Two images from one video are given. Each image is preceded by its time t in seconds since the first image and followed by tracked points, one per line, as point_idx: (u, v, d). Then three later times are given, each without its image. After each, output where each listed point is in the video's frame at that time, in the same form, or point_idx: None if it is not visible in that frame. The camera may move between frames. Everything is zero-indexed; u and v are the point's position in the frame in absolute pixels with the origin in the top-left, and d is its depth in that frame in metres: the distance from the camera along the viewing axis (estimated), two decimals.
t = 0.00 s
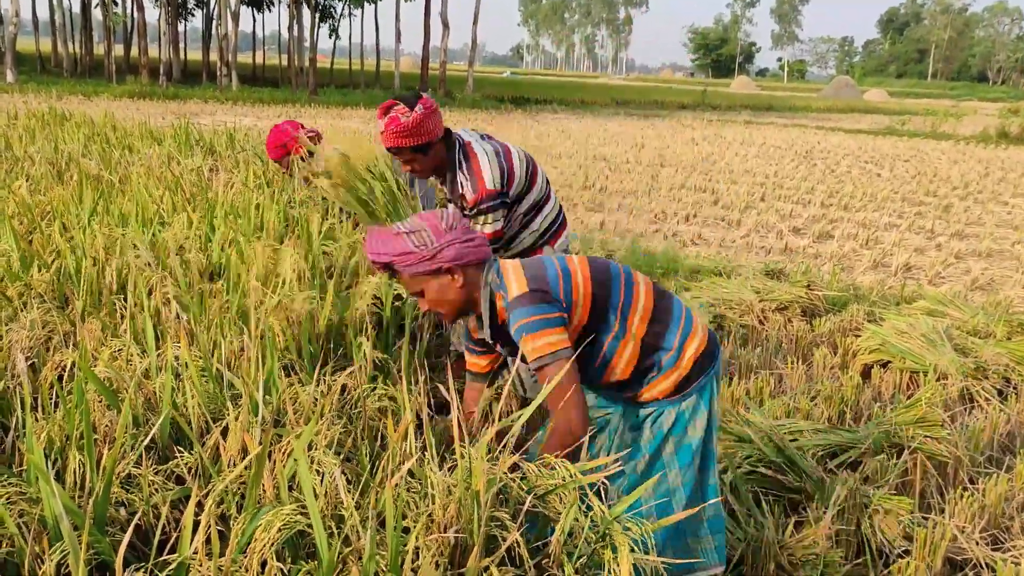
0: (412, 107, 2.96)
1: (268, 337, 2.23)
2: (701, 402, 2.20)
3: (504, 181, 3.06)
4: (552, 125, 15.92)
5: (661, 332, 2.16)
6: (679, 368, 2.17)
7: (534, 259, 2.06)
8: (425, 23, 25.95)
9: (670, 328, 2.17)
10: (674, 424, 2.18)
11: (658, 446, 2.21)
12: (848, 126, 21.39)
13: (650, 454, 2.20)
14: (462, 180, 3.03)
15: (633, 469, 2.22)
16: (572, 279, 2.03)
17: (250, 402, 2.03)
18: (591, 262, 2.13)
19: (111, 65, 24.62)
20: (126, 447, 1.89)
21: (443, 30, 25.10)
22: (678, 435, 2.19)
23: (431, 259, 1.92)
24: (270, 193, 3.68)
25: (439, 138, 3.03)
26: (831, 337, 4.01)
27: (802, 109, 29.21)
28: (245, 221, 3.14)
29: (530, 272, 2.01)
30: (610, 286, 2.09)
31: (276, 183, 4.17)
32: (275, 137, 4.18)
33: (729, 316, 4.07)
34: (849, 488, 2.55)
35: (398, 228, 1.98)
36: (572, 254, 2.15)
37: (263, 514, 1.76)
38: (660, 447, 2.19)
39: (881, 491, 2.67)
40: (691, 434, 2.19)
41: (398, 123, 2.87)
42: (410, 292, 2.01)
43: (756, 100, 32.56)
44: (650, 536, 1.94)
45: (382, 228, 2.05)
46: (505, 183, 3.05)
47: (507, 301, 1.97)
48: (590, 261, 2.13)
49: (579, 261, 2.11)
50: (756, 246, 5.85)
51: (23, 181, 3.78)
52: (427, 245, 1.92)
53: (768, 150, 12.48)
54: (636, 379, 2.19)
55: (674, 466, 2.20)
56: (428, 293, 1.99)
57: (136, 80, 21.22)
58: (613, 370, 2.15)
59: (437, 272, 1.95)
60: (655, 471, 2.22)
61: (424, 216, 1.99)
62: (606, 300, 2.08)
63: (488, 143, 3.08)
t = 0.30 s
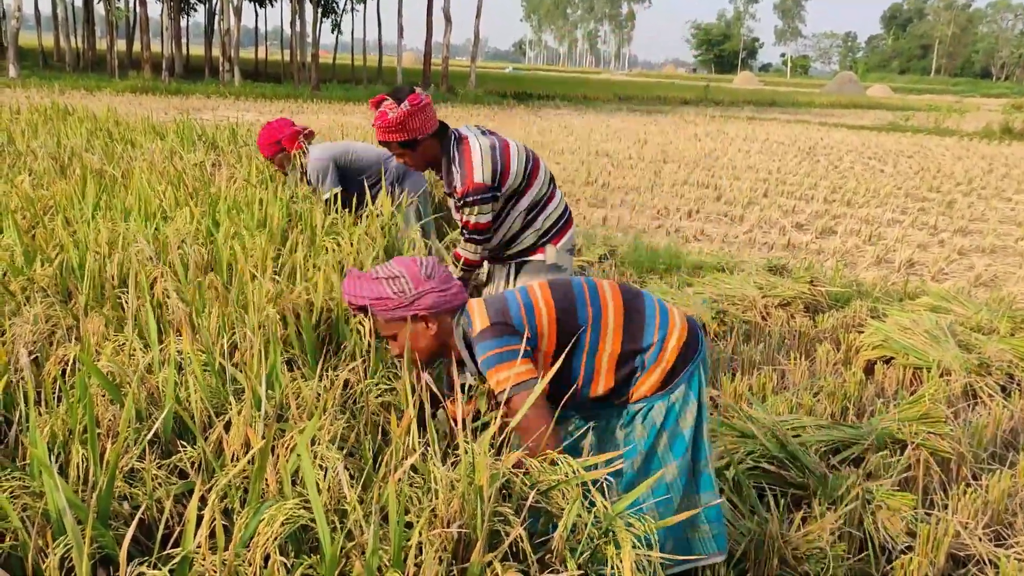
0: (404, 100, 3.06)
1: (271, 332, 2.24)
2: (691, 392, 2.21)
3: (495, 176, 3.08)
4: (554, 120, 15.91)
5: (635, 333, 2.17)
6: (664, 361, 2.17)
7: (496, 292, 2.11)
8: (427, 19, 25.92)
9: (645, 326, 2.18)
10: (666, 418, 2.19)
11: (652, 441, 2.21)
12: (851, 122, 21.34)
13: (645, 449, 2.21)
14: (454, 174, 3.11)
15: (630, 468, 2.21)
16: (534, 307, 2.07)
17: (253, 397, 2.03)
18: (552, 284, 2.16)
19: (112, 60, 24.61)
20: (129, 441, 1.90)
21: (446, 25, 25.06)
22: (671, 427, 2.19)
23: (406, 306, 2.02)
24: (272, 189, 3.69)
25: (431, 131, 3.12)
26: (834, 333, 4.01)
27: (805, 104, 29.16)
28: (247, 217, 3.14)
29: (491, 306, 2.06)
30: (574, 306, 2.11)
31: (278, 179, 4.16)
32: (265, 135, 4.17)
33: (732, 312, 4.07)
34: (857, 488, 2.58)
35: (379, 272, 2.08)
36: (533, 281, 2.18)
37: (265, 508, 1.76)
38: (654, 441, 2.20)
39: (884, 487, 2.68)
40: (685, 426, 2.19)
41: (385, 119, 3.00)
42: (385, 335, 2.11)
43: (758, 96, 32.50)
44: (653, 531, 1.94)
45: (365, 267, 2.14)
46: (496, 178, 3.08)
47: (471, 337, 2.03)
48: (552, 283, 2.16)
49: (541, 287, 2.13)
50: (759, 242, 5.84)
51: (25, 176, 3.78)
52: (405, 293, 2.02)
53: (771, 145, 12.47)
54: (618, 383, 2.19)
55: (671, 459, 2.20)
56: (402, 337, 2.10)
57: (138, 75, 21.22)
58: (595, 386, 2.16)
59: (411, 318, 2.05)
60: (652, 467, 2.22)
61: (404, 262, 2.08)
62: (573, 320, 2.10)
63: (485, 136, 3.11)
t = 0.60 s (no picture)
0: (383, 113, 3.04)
1: (274, 326, 2.24)
2: (675, 383, 2.21)
3: (470, 184, 3.09)
4: (557, 115, 15.89)
5: (623, 320, 2.13)
6: (649, 352, 2.15)
7: (492, 257, 2.05)
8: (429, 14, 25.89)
9: (632, 314, 2.15)
10: (651, 410, 2.20)
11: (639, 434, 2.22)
12: (854, 117, 21.29)
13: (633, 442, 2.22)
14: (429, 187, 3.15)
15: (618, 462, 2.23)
16: (529, 276, 2.01)
17: (257, 392, 2.03)
18: (549, 254, 2.10)
19: (114, 55, 24.61)
20: (133, 436, 1.90)
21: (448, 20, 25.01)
22: (655, 420, 2.20)
23: (394, 255, 1.96)
24: (276, 185, 3.69)
25: (409, 145, 3.11)
26: (837, 328, 4.01)
27: (807, 100, 29.11)
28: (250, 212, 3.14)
29: (488, 271, 1.99)
30: (568, 281, 2.06)
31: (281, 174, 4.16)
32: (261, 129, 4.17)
33: (735, 307, 4.07)
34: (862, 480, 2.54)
35: (368, 219, 2.03)
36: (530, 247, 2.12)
37: (269, 503, 1.76)
38: (639, 433, 2.21)
39: (887, 482, 2.69)
40: (670, 418, 2.20)
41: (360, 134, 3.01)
42: (369, 285, 2.05)
43: (761, 91, 32.43)
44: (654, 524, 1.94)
45: (354, 216, 2.09)
46: (471, 186, 3.09)
47: (468, 306, 1.97)
48: (548, 254, 2.09)
49: (537, 256, 2.07)
50: (762, 238, 5.84)
51: (29, 171, 3.78)
52: (392, 241, 1.96)
53: (774, 141, 12.45)
54: (602, 370, 2.16)
55: (659, 451, 2.21)
56: (387, 288, 2.03)
57: (140, 70, 21.20)
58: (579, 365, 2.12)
59: (398, 269, 1.99)
60: (641, 461, 2.23)
61: (395, 212, 2.02)
62: (565, 295, 2.05)
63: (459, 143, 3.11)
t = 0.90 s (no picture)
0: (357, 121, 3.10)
1: (276, 321, 2.24)
2: (656, 378, 2.20)
3: (438, 193, 3.10)
4: (558, 110, 15.87)
5: (603, 313, 2.14)
6: (629, 347, 2.14)
7: (474, 244, 2.02)
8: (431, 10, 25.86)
9: (613, 307, 2.15)
10: (632, 405, 2.20)
11: (622, 428, 2.23)
12: (856, 112, 21.24)
13: (615, 436, 2.23)
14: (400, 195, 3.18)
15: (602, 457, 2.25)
16: (510, 275, 2.00)
17: (258, 385, 2.03)
18: (535, 243, 2.08)
19: (116, 50, 24.59)
20: (135, 429, 1.90)
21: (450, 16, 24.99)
22: (638, 414, 2.20)
23: (377, 234, 1.98)
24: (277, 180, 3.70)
25: (381, 152, 3.18)
26: (839, 322, 4.00)
27: (810, 94, 29.04)
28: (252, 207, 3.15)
29: (467, 268, 1.98)
30: (551, 275, 2.06)
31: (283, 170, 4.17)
32: (261, 124, 4.09)
33: (737, 301, 4.07)
34: (864, 475, 2.55)
35: (354, 192, 2.02)
36: (517, 232, 2.09)
37: (271, 496, 1.76)
38: (622, 427, 2.22)
39: (889, 477, 2.69)
40: (650, 413, 2.20)
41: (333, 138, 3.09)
42: (352, 259, 2.07)
43: (764, 86, 32.35)
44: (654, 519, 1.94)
45: (340, 185, 2.08)
46: (440, 195, 3.10)
47: (443, 301, 1.98)
48: (532, 241, 2.08)
49: (521, 245, 2.05)
50: (764, 232, 5.83)
51: (31, 165, 3.79)
52: (376, 221, 1.96)
53: (776, 136, 12.42)
54: (580, 361, 2.18)
55: (641, 446, 2.22)
56: (369, 264, 2.05)
57: (142, 64, 21.21)
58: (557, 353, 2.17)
59: (380, 247, 2.01)
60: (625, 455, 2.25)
61: (381, 187, 2.02)
62: (545, 285, 2.05)
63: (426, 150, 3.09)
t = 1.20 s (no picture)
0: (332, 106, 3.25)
1: (277, 314, 2.25)
2: (640, 368, 2.19)
3: (412, 172, 3.19)
4: (560, 105, 15.84)
5: (578, 307, 2.17)
6: (608, 339, 2.16)
7: (444, 248, 2.10)
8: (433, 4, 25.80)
9: (589, 299, 2.17)
10: (618, 397, 2.19)
11: (610, 421, 2.22)
12: (858, 106, 21.18)
13: (603, 430, 2.22)
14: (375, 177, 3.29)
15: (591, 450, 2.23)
16: (475, 278, 2.06)
17: (259, 378, 2.04)
18: (506, 240, 2.13)
19: (117, 45, 24.56)
20: (136, 422, 1.91)
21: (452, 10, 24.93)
22: (624, 406, 2.19)
23: (356, 237, 2.04)
24: (279, 175, 3.70)
25: (356, 137, 3.32)
26: (840, 317, 4.00)
27: (813, 89, 28.98)
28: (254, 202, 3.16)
29: (433, 271, 2.06)
30: (522, 271, 2.10)
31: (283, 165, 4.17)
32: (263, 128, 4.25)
33: (738, 295, 4.07)
34: (864, 469, 2.55)
35: (334, 199, 2.10)
36: (489, 231, 2.15)
37: (272, 488, 1.77)
38: (609, 420, 2.21)
39: (889, 471, 2.69)
40: (635, 404, 2.18)
41: (309, 122, 3.23)
42: (333, 264, 2.13)
43: (766, 80, 32.26)
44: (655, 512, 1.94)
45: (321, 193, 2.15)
46: (413, 174, 3.19)
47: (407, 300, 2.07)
48: (504, 238, 2.13)
49: (492, 244, 2.11)
50: (765, 227, 5.82)
51: (32, 159, 3.79)
52: (354, 224, 2.03)
53: (778, 130, 12.40)
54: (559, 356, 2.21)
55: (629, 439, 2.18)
56: (350, 268, 2.11)
57: (143, 59, 21.18)
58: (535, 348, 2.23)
59: (361, 249, 2.07)
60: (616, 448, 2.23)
61: (360, 193, 2.09)
62: (517, 281, 2.10)
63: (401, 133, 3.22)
